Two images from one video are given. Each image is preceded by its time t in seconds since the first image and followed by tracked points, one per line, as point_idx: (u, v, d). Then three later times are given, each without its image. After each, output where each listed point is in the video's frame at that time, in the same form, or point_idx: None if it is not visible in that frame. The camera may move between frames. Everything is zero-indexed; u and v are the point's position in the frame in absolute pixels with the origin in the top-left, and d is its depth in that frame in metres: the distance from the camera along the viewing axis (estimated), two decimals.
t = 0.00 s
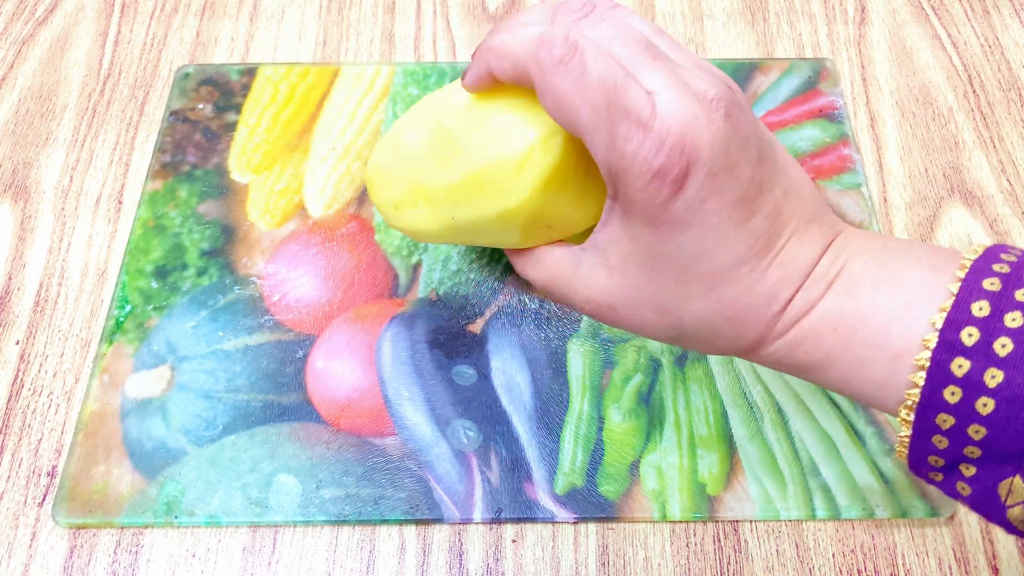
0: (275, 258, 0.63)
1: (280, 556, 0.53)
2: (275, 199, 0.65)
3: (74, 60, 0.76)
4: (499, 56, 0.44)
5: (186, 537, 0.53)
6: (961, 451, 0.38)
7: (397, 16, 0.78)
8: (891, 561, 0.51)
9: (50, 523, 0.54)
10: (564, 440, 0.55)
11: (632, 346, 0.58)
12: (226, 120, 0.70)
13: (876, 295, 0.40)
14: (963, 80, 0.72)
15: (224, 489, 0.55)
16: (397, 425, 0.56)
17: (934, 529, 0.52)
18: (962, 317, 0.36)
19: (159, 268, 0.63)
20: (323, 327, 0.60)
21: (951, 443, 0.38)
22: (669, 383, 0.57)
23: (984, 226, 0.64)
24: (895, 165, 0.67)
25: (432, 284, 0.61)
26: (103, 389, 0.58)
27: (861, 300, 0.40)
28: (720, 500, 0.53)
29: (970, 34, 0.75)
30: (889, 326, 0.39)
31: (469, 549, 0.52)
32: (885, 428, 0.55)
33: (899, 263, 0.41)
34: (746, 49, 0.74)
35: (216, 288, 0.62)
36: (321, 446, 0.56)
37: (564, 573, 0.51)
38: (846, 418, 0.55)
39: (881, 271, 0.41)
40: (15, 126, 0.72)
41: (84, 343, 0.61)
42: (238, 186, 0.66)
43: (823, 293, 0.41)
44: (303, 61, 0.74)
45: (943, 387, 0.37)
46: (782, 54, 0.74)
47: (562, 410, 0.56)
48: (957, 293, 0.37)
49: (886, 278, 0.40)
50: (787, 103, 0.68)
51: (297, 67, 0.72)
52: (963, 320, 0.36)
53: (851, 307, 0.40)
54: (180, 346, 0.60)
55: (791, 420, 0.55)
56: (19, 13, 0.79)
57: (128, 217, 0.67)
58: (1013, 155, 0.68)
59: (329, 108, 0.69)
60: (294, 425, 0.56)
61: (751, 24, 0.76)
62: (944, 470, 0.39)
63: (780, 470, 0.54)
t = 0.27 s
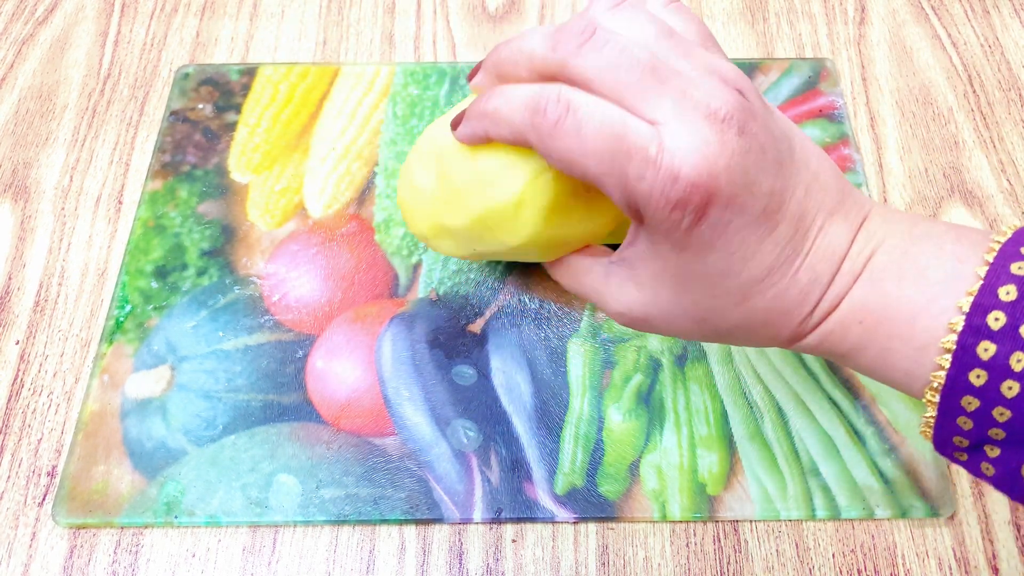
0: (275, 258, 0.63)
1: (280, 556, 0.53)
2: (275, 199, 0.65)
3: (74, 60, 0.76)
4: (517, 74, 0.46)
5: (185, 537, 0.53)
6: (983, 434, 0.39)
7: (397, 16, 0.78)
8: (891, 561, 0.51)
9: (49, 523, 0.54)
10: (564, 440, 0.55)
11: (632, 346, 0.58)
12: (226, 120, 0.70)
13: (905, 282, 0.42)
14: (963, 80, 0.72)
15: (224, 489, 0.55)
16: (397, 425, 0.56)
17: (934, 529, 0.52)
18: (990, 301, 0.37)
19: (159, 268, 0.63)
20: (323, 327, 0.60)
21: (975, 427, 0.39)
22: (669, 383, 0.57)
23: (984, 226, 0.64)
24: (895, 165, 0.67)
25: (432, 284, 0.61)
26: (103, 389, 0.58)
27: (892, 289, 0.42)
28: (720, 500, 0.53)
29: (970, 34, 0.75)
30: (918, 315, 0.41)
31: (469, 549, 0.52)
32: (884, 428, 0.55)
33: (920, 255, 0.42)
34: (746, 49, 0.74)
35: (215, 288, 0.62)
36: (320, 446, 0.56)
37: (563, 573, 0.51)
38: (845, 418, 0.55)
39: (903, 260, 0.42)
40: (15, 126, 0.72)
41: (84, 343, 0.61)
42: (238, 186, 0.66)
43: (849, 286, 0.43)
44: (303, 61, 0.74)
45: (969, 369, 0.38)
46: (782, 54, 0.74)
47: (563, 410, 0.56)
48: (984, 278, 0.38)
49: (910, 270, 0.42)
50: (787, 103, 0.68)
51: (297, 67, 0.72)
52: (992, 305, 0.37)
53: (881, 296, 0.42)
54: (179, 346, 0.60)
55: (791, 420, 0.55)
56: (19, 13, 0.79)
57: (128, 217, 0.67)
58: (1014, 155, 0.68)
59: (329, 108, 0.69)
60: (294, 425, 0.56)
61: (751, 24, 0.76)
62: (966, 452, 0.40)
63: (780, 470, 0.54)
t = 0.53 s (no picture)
0: (275, 258, 0.63)
1: (280, 556, 0.53)
2: (275, 199, 0.65)
3: (74, 60, 0.76)
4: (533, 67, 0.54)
5: (185, 537, 0.53)
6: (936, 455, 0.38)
7: (397, 16, 0.78)
8: (891, 561, 0.51)
9: (50, 523, 0.54)
10: (564, 440, 0.55)
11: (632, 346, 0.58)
12: (226, 120, 0.70)
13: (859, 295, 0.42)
14: (963, 80, 0.72)
15: (224, 489, 0.55)
16: (397, 425, 0.56)
17: (934, 529, 0.52)
18: (940, 320, 0.38)
19: (159, 268, 0.63)
20: (323, 327, 0.60)
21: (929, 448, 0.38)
22: (669, 383, 0.57)
23: (984, 226, 0.64)
24: (894, 165, 0.67)
25: (432, 284, 0.61)
26: (104, 389, 0.58)
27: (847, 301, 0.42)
28: (720, 500, 0.53)
29: (970, 34, 0.75)
30: (869, 336, 0.40)
31: (469, 549, 0.52)
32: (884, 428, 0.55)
33: (883, 274, 0.42)
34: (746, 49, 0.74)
35: (216, 288, 0.62)
36: (320, 446, 0.56)
37: (563, 573, 0.51)
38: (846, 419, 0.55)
39: (865, 280, 0.42)
40: (15, 126, 0.72)
41: (85, 343, 0.61)
42: (238, 186, 0.66)
43: (803, 299, 0.44)
44: (303, 62, 0.74)
45: (921, 387, 0.38)
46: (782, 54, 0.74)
47: (562, 410, 0.56)
48: (933, 299, 0.38)
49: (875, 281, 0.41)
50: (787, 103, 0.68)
51: (297, 68, 0.72)
52: (940, 323, 0.38)
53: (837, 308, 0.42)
54: (180, 346, 0.60)
55: (791, 420, 0.55)
56: (19, 13, 0.79)
57: (128, 217, 0.67)
58: (1013, 155, 0.68)
59: (329, 109, 0.70)
60: (294, 425, 0.56)
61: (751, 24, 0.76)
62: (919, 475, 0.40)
63: (780, 470, 0.54)
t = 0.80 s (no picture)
0: (276, 258, 0.63)
1: (280, 556, 0.53)
2: (275, 199, 0.65)
3: (74, 60, 0.76)
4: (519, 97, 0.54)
5: (185, 537, 0.53)
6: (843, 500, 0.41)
7: (397, 16, 0.78)
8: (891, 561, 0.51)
9: (50, 523, 0.54)
10: (564, 440, 0.55)
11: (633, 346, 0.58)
12: (226, 120, 0.70)
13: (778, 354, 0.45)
14: (963, 80, 0.72)
15: (224, 489, 0.55)
16: (397, 424, 0.56)
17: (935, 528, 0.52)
18: (837, 375, 0.41)
19: (160, 268, 0.63)
20: (323, 327, 0.60)
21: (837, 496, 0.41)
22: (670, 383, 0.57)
23: (983, 225, 0.64)
24: (894, 165, 0.67)
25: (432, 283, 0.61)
26: (103, 389, 0.58)
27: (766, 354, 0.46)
28: (720, 499, 0.53)
29: (970, 34, 0.75)
30: (779, 387, 0.44)
31: (469, 549, 0.52)
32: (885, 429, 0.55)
33: (795, 336, 0.46)
34: (746, 48, 0.74)
35: (216, 288, 0.62)
36: (321, 446, 0.56)
37: (563, 573, 0.51)
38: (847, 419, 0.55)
39: (778, 341, 0.46)
40: (15, 126, 0.72)
41: (85, 343, 0.61)
42: (238, 186, 0.66)
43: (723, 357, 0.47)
44: (303, 62, 0.74)
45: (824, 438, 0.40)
46: (782, 54, 0.74)
47: (563, 409, 0.56)
48: (833, 356, 0.42)
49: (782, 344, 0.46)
50: (787, 103, 0.68)
51: (296, 68, 0.72)
52: (837, 377, 0.41)
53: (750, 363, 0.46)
54: (180, 346, 0.60)
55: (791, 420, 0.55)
56: (19, 13, 0.79)
57: (128, 217, 0.67)
58: (1013, 155, 0.68)
59: (329, 108, 0.70)
60: (294, 425, 0.56)
61: (751, 24, 0.76)
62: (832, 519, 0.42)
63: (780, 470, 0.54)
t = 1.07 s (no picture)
0: (275, 258, 0.63)
1: (280, 556, 0.53)
2: (275, 199, 0.65)
3: (74, 60, 0.76)
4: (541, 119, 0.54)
5: (185, 537, 0.53)
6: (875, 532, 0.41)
7: (397, 16, 0.78)
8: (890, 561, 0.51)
9: (50, 523, 0.54)
10: (564, 440, 0.55)
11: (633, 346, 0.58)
12: (225, 120, 0.70)
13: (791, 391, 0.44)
14: (963, 80, 0.72)
15: (224, 489, 0.55)
16: (397, 425, 0.56)
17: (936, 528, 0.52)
18: (870, 409, 0.40)
19: (159, 268, 0.63)
20: (323, 327, 0.60)
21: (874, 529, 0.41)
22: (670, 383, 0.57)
23: (983, 225, 0.64)
24: (894, 165, 0.67)
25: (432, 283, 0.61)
26: (103, 389, 0.58)
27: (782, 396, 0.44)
28: (720, 499, 0.53)
29: (970, 34, 0.75)
30: (811, 420, 0.43)
31: (469, 549, 0.52)
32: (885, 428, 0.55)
33: (825, 363, 0.45)
34: (746, 48, 0.74)
35: (216, 288, 0.62)
36: (321, 446, 0.56)
37: (564, 573, 0.51)
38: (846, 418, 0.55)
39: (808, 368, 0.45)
40: (15, 126, 0.72)
41: (84, 343, 0.61)
42: (238, 186, 0.66)
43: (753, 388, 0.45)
44: (303, 62, 0.74)
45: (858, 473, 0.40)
46: (782, 54, 0.74)
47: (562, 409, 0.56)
48: (866, 387, 0.41)
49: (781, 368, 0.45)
50: (787, 103, 0.68)
51: (296, 67, 0.72)
52: (872, 410, 0.40)
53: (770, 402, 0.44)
54: (180, 346, 0.60)
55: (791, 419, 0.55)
56: (19, 13, 0.79)
57: (128, 217, 0.67)
58: (1013, 155, 0.68)
59: (329, 109, 0.70)
60: (294, 425, 0.56)
61: (751, 24, 0.76)
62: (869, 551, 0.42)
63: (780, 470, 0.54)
